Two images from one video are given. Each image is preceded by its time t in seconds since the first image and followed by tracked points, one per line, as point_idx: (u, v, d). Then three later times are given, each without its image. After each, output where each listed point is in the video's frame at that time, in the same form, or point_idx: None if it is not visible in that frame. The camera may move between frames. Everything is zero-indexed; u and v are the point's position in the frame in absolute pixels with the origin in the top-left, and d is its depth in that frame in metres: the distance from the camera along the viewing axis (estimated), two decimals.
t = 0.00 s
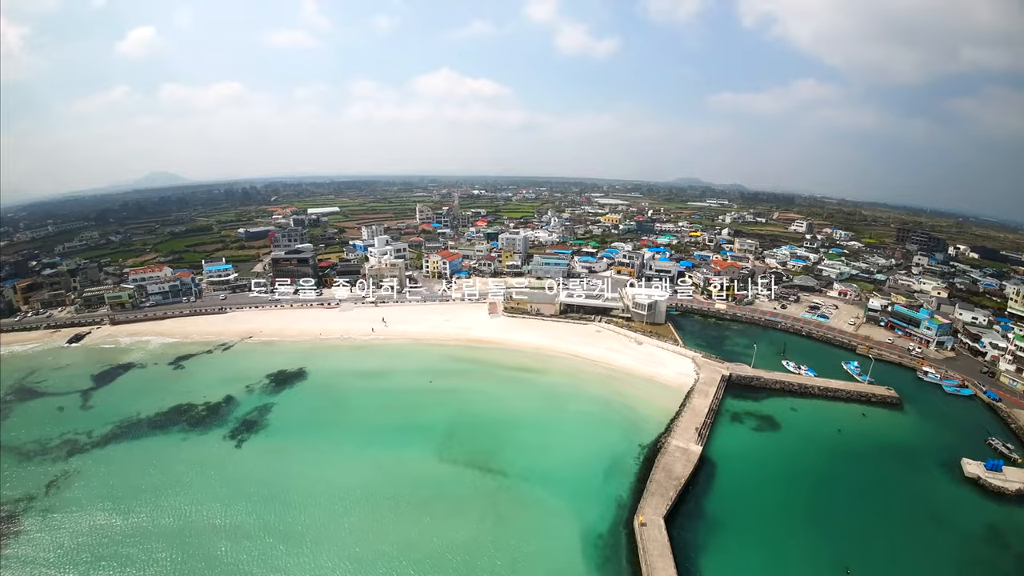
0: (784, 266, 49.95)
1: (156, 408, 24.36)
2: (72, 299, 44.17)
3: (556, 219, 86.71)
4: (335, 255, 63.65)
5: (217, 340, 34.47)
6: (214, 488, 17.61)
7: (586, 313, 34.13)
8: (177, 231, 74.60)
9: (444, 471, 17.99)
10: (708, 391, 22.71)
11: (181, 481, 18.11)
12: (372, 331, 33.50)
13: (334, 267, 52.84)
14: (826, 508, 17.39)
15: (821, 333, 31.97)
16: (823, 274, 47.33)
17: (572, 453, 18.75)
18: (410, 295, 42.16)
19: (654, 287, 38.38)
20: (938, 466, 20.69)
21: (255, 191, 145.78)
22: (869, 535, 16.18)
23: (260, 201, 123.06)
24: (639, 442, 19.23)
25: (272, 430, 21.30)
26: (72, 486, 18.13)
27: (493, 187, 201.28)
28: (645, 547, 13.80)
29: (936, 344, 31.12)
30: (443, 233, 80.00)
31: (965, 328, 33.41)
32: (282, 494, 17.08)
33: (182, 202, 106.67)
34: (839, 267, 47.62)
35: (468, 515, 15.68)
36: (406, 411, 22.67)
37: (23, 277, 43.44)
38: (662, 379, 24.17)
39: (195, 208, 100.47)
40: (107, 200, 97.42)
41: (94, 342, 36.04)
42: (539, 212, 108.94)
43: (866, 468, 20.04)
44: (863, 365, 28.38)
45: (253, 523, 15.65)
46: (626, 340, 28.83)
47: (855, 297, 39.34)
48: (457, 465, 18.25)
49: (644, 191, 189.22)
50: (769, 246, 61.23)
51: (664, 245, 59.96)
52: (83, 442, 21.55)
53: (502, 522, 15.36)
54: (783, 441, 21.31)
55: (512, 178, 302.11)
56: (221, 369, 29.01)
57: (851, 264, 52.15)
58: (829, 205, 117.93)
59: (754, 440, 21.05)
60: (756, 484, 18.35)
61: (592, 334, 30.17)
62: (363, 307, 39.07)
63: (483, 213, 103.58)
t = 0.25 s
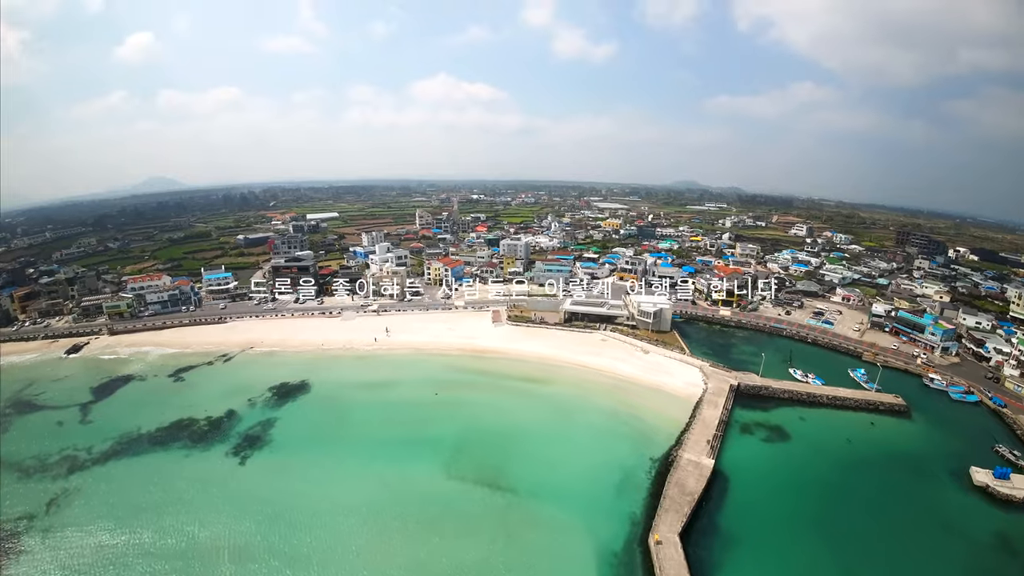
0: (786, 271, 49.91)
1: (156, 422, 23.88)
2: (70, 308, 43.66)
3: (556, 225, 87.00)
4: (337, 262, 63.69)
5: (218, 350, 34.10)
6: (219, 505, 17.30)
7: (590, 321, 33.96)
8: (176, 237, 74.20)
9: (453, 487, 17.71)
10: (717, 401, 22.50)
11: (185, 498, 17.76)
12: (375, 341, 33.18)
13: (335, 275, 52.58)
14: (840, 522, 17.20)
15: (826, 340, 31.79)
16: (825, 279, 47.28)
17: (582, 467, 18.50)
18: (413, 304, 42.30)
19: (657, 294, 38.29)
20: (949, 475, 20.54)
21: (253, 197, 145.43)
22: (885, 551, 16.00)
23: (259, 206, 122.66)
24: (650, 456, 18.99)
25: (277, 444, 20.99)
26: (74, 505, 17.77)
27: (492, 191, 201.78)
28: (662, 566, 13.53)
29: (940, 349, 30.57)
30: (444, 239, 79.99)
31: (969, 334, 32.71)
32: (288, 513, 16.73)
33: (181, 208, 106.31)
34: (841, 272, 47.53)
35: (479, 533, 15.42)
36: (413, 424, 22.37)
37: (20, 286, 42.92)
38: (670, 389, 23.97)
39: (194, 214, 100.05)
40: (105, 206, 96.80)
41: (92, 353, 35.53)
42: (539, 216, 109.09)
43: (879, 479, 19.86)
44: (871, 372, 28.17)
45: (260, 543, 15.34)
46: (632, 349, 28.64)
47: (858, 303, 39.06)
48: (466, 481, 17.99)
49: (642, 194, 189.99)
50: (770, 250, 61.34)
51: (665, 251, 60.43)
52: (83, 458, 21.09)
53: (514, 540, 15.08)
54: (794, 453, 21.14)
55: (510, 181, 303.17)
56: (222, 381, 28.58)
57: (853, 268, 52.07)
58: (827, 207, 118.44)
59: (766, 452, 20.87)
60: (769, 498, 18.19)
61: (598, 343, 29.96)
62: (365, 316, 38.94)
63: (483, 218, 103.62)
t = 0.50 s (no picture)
0: (786, 273, 49.94)
1: (157, 438, 23.47)
2: (67, 318, 43.08)
3: (554, 228, 87.13)
4: (336, 268, 63.37)
5: (218, 361, 33.71)
6: (225, 523, 16.99)
7: (594, 327, 33.81)
8: (172, 244, 73.59)
9: (463, 502, 17.49)
10: (726, 409, 22.38)
11: (190, 517, 17.45)
12: (377, 350, 32.87)
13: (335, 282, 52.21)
14: (853, 531, 17.09)
15: (830, 343, 31.72)
16: (825, 280, 47.33)
17: (594, 480, 18.34)
18: (415, 312, 42.15)
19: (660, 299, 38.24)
20: (960, 480, 20.47)
21: (250, 202, 144.63)
22: (899, 559, 15.89)
23: (255, 211, 122.00)
24: (661, 467, 18.87)
25: (282, 460, 20.66)
26: (76, 525, 17.41)
27: (489, 194, 201.80)
28: None
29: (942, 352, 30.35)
30: (443, 243, 79.84)
31: (971, 335, 32.57)
32: (296, 531, 16.41)
33: (177, 214, 105.67)
34: (842, 273, 47.58)
35: (492, 550, 15.18)
36: (419, 436, 22.10)
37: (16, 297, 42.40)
38: (677, 397, 23.89)
39: (190, 220, 99.35)
40: (99, 212, 95.85)
41: (90, 365, 35.00)
42: (537, 219, 109.11)
43: (890, 486, 19.78)
44: (876, 376, 28.12)
45: (268, 563, 15.04)
46: (637, 356, 28.50)
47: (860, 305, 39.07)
48: (477, 496, 17.77)
49: (639, 195, 190.58)
50: (769, 251, 61.49)
51: (665, 254, 60.59)
52: (84, 477, 20.68)
53: (528, 557, 14.82)
54: (803, 460, 21.07)
55: (507, 184, 303.71)
56: (223, 394, 28.18)
57: (852, 269, 52.19)
58: (824, 207, 118.97)
59: (775, 461, 20.78)
60: (781, 507, 18.08)
61: (602, 350, 29.80)
62: (366, 324, 38.66)
63: (481, 222, 103.54)
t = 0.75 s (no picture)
0: (786, 275, 50.06)
1: (158, 454, 23.04)
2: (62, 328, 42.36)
3: (553, 232, 87.21)
4: (335, 275, 63.08)
5: (218, 372, 33.29)
6: (229, 544, 16.65)
7: (597, 333, 33.67)
8: (168, 250, 72.82)
9: (473, 517, 17.25)
10: (733, 417, 22.29)
11: (193, 536, 17.09)
12: (379, 359, 32.53)
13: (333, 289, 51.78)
14: (865, 541, 16.96)
15: (833, 347, 31.70)
16: (825, 282, 47.45)
17: (604, 493, 18.18)
18: (415, 319, 41.85)
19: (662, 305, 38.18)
20: (968, 485, 20.42)
21: (245, 207, 143.97)
22: (912, 569, 15.78)
23: (252, 217, 121.30)
24: (671, 478, 18.75)
25: (286, 476, 20.34)
26: (75, 547, 17.01)
27: (486, 197, 201.80)
28: None
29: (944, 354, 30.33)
30: (441, 248, 79.59)
31: (972, 337, 32.64)
32: (303, 550, 16.10)
33: (172, 219, 104.86)
34: (841, 276, 47.71)
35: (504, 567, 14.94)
36: (425, 449, 21.83)
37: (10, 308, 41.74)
38: (684, 405, 23.80)
39: (185, 226, 98.55)
40: (94, 218, 94.88)
41: (87, 377, 34.40)
42: (535, 223, 109.15)
43: (899, 492, 19.70)
44: (881, 380, 28.11)
45: None
46: (642, 363, 28.36)
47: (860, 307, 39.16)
48: (486, 511, 17.55)
49: (636, 198, 191.21)
50: (768, 254, 61.73)
51: (664, 257, 60.71)
52: (83, 495, 20.25)
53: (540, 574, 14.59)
54: (811, 468, 20.97)
55: (503, 187, 304.16)
56: (224, 406, 27.76)
57: (851, 271, 52.40)
58: (819, 208, 119.81)
59: (783, 469, 20.67)
60: (792, 517, 17.94)
61: (607, 357, 29.66)
62: (367, 333, 38.31)
63: (479, 226, 103.42)
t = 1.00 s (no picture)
0: (784, 278, 50.33)
1: (157, 469, 22.61)
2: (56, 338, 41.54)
3: (550, 236, 87.22)
4: (332, 281, 62.64)
5: (216, 382, 32.82)
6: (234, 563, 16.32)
7: (599, 339, 33.59)
8: (162, 256, 71.83)
9: (482, 532, 17.09)
10: (738, 425, 22.32)
11: (197, 557, 16.76)
12: (380, 368, 32.17)
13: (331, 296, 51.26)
14: (875, 548, 16.95)
15: (834, 351, 31.82)
16: (823, 284, 47.73)
17: (614, 504, 18.10)
18: (415, 326, 41.50)
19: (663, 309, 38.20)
20: (971, 488, 20.52)
21: (239, 211, 142.87)
22: None
23: (246, 222, 120.22)
24: (680, 489, 18.72)
25: (291, 491, 20.05)
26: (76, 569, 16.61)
27: (481, 200, 201.55)
28: None
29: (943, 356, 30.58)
30: (438, 252, 79.22)
31: (970, 338, 32.90)
32: (310, 568, 15.80)
33: (165, 224, 103.60)
34: (839, 278, 47.96)
35: None
36: (430, 461, 21.61)
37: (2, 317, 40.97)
38: (689, 413, 23.81)
39: (178, 231, 97.39)
40: (84, 224, 93.50)
41: (82, 389, 33.71)
42: (532, 226, 109.29)
43: (904, 496, 19.80)
44: (882, 384, 28.22)
45: None
46: (645, 369, 28.33)
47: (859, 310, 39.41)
48: (495, 525, 17.40)
49: (631, 199, 191.85)
50: (765, 256, 62.07)
51: (662, 260, 60.88)
52: (81, 513, 19.79)
53: None
54: (818, 474, 20.99)
55: (498, 189, 304.36)
56: (223, 419, 27.29)
57: (848, 272, 52.79)
58: (813, 208, 120.87)
59: (790, 476, 20.66)
60: (801, 526, 17.91)
61: (610, 363, 29.60)
62: (366, 341, 37.91)
63: (476, 229, 103.15)
